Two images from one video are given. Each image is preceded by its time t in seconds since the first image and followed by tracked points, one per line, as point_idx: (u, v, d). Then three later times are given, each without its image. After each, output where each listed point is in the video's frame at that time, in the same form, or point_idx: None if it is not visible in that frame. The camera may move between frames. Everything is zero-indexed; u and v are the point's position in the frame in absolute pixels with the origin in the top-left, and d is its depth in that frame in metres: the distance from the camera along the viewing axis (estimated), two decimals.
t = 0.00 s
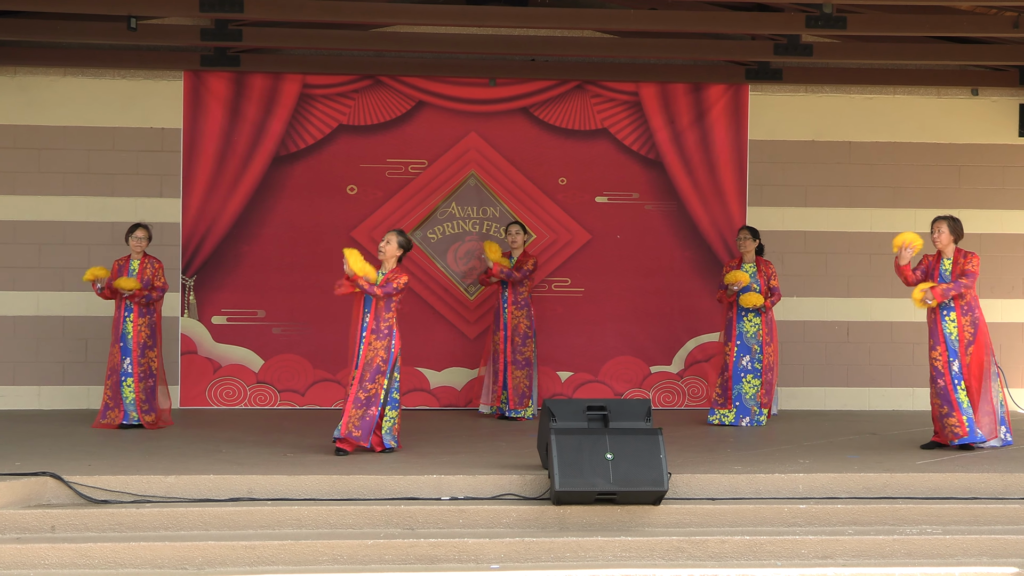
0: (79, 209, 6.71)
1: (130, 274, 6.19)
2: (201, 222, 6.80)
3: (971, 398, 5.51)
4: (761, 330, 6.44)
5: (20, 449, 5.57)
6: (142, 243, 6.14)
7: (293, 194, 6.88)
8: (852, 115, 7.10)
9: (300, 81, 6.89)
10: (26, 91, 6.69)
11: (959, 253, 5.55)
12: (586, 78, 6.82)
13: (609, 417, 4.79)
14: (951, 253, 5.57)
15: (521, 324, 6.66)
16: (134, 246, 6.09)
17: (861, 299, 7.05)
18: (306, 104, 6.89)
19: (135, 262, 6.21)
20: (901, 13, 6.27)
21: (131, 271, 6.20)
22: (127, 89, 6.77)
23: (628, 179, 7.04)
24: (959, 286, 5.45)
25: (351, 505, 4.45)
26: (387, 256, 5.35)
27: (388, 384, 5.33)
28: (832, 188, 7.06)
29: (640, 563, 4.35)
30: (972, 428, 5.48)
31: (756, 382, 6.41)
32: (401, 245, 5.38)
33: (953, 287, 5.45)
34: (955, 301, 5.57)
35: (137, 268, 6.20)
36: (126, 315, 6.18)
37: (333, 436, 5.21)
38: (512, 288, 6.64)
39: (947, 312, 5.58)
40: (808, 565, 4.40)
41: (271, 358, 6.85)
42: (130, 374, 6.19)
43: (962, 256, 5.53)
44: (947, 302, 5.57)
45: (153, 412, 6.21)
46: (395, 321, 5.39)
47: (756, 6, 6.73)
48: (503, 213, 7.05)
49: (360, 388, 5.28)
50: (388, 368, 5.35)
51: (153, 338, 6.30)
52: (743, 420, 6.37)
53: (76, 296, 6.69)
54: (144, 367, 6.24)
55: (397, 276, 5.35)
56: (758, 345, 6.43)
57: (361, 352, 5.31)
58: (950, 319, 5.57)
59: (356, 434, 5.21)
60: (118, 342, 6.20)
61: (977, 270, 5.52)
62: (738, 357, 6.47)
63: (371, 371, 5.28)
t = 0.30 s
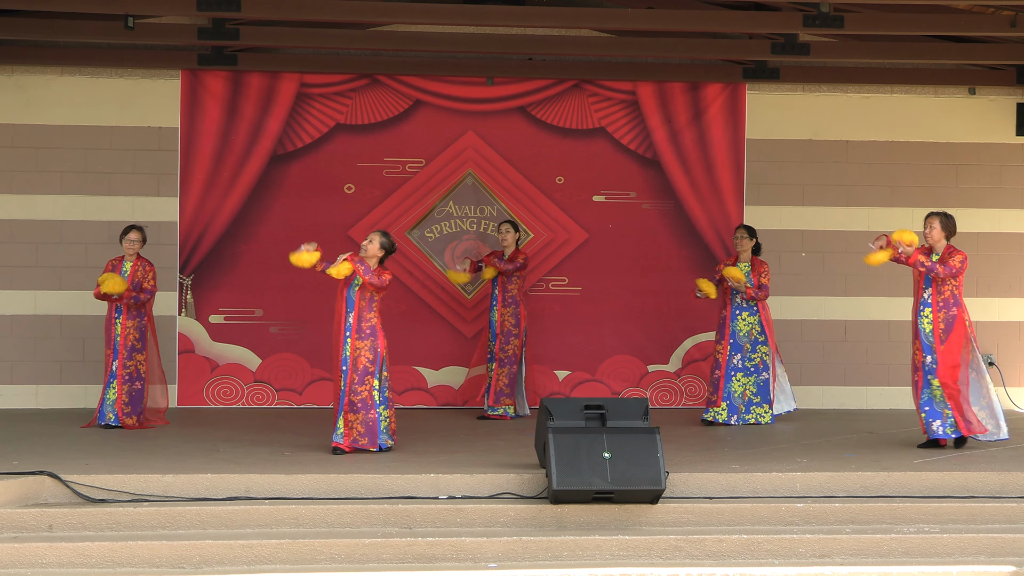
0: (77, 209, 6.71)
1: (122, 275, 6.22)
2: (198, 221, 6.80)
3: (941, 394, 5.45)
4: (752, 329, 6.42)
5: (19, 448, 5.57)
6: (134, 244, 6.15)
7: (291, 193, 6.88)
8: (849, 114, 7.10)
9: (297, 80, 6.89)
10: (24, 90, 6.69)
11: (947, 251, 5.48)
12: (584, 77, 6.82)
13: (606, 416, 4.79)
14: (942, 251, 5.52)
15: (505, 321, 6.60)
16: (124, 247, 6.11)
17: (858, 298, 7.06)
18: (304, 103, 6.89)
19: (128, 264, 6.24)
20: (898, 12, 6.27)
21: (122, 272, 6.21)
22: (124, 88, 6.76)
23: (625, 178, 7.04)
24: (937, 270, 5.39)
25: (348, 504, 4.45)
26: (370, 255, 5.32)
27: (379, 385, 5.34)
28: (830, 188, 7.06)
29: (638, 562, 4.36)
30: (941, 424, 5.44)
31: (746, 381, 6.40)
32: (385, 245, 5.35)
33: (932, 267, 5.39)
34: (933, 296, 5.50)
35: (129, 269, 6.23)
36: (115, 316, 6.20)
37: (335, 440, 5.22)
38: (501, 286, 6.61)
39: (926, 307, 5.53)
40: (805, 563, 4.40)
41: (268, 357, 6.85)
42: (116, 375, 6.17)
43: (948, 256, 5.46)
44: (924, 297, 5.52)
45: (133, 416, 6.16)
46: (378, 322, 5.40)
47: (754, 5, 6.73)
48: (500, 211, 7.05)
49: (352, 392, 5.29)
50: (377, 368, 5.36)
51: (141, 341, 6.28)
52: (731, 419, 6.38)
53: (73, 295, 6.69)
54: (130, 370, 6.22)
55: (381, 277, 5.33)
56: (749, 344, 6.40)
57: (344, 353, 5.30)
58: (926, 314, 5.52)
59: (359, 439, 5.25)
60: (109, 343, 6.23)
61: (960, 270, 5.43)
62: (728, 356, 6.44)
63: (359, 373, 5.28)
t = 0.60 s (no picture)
0: (91, 213, 6.96)
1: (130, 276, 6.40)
2: (209, 225, 7.05)
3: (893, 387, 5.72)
4: (726, 329, 6.66)
5: (38, 442, 5.80)
6: (142, 246, 6.34)
7: (298, 197, 7.12)
8: (837, 120, 7.34)
9: (304, 88, 7.12)
10: (40, 97, 6.94)
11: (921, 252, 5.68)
12: (581, 85, 7.06)
13: (602, 412, 5.03)
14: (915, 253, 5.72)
15: (495, 321, 6.82)
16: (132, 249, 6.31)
17: (846, 297, 7.31)
18: (310, 110, 7.12)
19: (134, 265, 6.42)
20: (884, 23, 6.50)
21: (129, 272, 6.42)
22: (137, 96, 7.00)
23: (620, 183, 7.29)
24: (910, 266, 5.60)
25: (356, 496, 4.72)
26: (362, 258, 5.51)
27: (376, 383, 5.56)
28: (818, 192, 7.31)
29: (631, 551, 4.62)
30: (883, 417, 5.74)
31: (725, 376, 6.67)
32: (376, 250, 5.55)
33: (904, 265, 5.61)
34: (904, 296, 5.73)
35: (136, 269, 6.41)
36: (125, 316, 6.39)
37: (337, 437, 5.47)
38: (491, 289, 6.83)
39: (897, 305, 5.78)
40: (791, 552, 4.66)
41: (278, 356, 7.11)
42: (128, 373, 6.39)
43: (921, 257, 5.67)
44: (896, 294, 5.77)
45: (147, 411, 6.43)
46: (371, 321, 5.59)
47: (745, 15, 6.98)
48: (500, 215, 7.29)
49: (352, 390, 5.50)
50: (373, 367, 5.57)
51: (150, 338, 6.52)
52: (716, 412, 6.66)
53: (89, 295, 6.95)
54: (142, 367, 6.44)
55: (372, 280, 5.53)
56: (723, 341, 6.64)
57: (342, 352, 5.52)
58: (895, 312, 5.78)
59: (357, 436, 5.45)
60: (117, 343, 6.41)
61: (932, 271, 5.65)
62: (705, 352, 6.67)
63: (357, 372, 5.49)
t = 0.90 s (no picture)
0: (106, 216, 7.23)
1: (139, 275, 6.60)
2: (219, 227, 7.30)
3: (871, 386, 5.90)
4: (703, 329, 6.86)
5: (54, 433, 6.03)
6: (150, 246, 6.54)
7: (305, 200, 7.36)
8: (825, 127, 7.63)
9: (311, 95, 7.38)
10: (57, 104, 7.21)
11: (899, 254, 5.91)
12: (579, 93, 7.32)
13: (599, 408, 5.23)
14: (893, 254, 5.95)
15: (492, 320, 7.05)
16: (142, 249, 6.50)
17: (834, 298, 7.58)
18: (316, 117, 7.38)
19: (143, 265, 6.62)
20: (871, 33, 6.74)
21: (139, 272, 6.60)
22: (150, 103, 7.28)
23: (616, 187, 7.54)
24: (889, 267, 5.81)
25: (359, 490, 4.80)
26: (363, 260, 5.72)
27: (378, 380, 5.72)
28: (806, 196, 7.59)
29: (628, 544, 4.70)
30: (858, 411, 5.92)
31: (702, 374, 6.85)
32: (376, 252, 5.77)
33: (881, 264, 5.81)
34: (880, 296, 5.92)
35: (145, 269, 6.60)
36: (134, 315, 6.59)
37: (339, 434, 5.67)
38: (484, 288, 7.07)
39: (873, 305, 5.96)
40: (784, 545, 4.74)
41: (285, 353, 7.34)
42: (138, 370, 6.58)
43: (898, 258, 5.90)
44: (872, 294, 5.94)
45: (158, 407, 6.62)
46: (371, 321, 5.77)
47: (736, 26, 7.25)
48: (500, 218, 7.54)
49: (354, 387, 5.68)
50: (375, 364, 5.73)
51: (159, 336, 6.71)
52: (695, 410, 6.83)
53: (103, 295, 7.21)
54: (152, 364, 6.64)
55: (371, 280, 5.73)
56: (704, 339, 6.85)
57: (344, 352, 5.70)
58: (872, 312, 5.96)
59: (358, 433, 5.64)
60: (127, 340, 6.60)
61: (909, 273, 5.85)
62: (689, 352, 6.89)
63: (359, 369, 5.66)
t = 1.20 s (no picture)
0: (106, 216, 7.23)
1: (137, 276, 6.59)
2: (218, 227, 7.30)
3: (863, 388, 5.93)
4: (697, 328, 6.84)
5: (55, 433, 6.04)
6: (149, 246, 6.54)
7: (304, 200, 7.37)
8: (825, 127, 7.64)
9: (311, 95, 7.38)
10: (57, 105, 7.21)
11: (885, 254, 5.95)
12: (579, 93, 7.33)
13: (599, 408, 5.22)
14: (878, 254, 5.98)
15: (490, 321, 7.04)
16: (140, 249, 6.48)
17: (834, 298, 7.59)
18: (317, 117, 7.38)
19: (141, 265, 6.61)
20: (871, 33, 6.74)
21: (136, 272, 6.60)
22: (150, 103, 7.28)
23: (616, 187, 7.54)
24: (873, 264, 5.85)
25: (358, 490, 4.80)
26: (365, 260, 5.72)
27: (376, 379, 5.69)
28: (805, 196, 7.59)
29: (628, 544, 4.70)
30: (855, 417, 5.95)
31: (701, 373, 6.85)
32: (378, 251, 5.75)
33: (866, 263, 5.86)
34: (863, 295, 5.98)
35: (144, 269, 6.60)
36: (132, 315, 6.59)
37: (336, 431, 5.68)
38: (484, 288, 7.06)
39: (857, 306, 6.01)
40: (784, 545, 4.74)
41: (284, 353, 7.35)
42: (137, 371, 6.58)
43: (881, 257, 5.94)
44: (855, 295, 6.00)
45: (156, 407, 6.62)
46: (371, 320, 5.76)
47: (736, 26, 7.25)
48: (499, 218, 7.54)
49: (352, 386, 5.67)
50: (374, 364, 5.71)
51: (157, 337, 6.70)
52: (695, 409, 6.85)
53: (103, 295, 7.21)
54: (150, 365, 6.64)
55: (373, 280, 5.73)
56: (698, 338, 6.84)
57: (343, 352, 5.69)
58: (856, 313, 6.01)
59: (357, 432, 5.63)
60: (125, 341, 6.60)
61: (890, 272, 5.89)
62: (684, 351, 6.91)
63: (357, 368, 5.65)
